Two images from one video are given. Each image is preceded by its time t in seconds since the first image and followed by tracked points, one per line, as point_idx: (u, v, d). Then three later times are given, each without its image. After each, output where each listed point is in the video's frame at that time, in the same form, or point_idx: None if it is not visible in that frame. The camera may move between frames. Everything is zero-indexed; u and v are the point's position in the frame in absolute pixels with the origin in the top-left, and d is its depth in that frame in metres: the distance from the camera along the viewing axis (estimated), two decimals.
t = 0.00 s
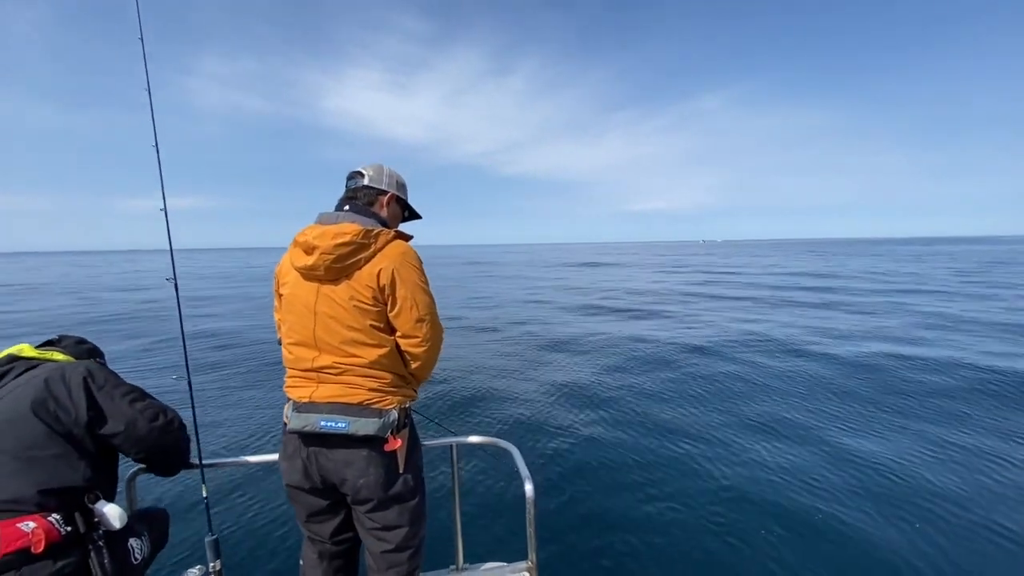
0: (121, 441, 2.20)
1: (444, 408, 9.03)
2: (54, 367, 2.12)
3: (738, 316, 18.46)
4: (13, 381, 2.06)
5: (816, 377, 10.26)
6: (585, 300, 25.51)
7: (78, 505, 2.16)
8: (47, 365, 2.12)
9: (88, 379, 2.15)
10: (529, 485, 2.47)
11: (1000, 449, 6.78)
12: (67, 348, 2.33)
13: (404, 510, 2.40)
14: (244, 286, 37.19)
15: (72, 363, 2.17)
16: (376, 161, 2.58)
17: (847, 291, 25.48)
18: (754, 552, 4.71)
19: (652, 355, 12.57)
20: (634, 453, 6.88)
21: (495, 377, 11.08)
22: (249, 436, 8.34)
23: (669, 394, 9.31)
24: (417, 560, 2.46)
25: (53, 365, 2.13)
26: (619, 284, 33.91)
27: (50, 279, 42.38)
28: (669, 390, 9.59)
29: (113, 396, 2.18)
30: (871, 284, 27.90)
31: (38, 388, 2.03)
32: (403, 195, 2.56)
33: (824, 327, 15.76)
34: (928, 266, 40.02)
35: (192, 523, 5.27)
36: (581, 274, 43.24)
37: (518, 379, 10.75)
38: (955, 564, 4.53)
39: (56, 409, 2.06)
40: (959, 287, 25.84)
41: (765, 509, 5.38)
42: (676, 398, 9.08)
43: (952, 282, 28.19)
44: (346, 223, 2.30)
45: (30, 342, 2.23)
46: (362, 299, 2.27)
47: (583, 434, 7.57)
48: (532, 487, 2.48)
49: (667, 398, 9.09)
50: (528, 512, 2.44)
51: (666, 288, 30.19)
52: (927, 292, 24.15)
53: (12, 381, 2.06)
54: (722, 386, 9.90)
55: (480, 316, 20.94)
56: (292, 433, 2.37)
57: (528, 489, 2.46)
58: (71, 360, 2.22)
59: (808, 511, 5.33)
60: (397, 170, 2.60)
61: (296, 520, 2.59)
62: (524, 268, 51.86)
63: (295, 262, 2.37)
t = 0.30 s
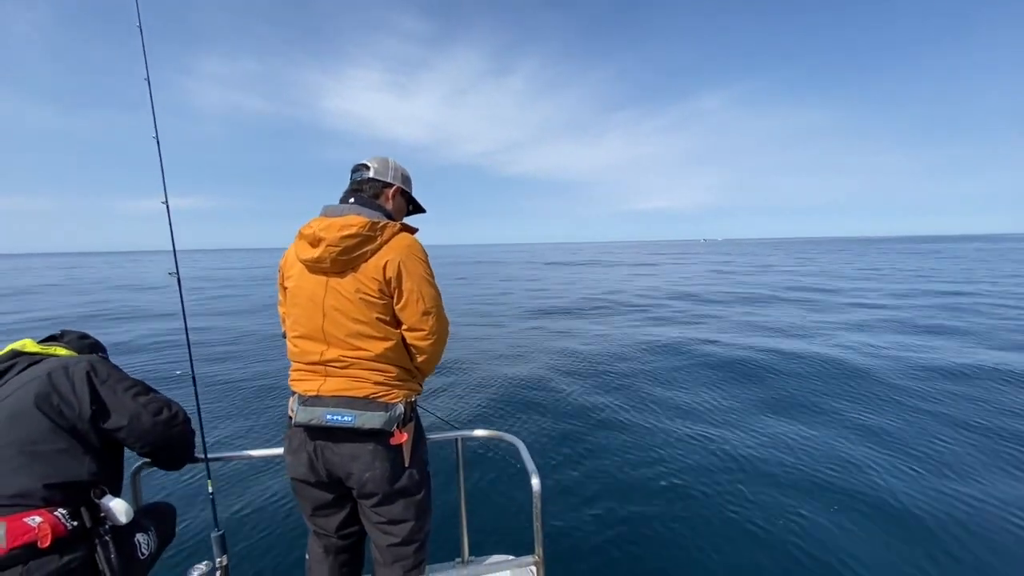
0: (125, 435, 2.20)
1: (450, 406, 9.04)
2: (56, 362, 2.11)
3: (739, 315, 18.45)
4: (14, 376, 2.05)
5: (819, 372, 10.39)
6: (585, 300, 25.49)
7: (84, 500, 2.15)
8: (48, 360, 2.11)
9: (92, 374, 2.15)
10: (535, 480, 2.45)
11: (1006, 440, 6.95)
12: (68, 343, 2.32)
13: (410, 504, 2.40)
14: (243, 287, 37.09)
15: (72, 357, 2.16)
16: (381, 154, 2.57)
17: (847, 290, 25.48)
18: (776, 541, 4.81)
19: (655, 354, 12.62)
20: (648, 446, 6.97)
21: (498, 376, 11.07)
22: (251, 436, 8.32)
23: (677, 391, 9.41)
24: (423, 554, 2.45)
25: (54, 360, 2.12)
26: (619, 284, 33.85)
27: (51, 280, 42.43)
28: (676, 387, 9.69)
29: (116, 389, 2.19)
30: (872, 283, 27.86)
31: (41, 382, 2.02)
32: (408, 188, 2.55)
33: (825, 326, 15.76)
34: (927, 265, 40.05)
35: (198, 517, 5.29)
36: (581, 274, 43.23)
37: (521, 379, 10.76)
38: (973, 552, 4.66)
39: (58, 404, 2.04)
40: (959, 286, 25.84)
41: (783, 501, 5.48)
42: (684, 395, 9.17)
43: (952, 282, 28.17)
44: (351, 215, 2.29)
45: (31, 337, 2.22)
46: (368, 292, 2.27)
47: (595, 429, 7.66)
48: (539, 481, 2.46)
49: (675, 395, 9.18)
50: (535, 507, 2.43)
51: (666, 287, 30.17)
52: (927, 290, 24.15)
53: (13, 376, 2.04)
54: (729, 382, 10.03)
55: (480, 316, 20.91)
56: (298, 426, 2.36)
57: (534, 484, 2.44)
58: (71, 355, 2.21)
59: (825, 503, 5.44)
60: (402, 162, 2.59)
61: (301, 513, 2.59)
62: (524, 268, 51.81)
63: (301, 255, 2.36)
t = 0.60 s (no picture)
0: (129, 426, 2.19)
1: (456, 405, 9.08)
2: (58, 352, 2.10)
3: (739, 312, 18.44)
4: (16, 367, 2.04)
5: (822, 366, 10.53)
6: (586, 298, 25.48)
7: (88, 491, 2.14)
8: (50, 350, 2.10)
9: (94, 365, 2.14)
10: (541, 469, 2.44)
11: (1016, 428, 7.15)
12: (69, 334, 2.30)
13: (415, 494, 2.39)
14: (243, 288, 37.07)
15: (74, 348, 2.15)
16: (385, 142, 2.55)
17: (847, 287, 25.46)
18: (800, 527, 4.93)
19: (657, 351, 12.67)
20: (669, 439, 7.08)
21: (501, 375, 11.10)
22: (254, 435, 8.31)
23: (684, 386, 9.53)
24: (428, 543, 2.45)
25: (56, 350, 2.11)
26: (619, 282, 33.81)
27: (54, 281, 42.50)
28: (683, 382, 9.81)
29: (119, 381, 2.17)
30: (872, 281, 27.83)
31: (43, 372, 2.01)
32: (412, 177, 2.55)
33: (826, 322, 15.75)
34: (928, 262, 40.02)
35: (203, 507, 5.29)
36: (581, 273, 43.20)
37: (525, 378, 10.79)
38: (997, 534, 4.82)
39: (61, 395, 2.04)
40: (960, 283, 25.81)
41: (809, 489, 5.61)
42: (692, 390, 9.29)
43: (952, 279, 28.13)
44: (355, 203, 2.28)
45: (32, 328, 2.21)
46: (373, 280, 2.26)
47: (608, 423, 7.76)
48: (544, 470, 2.45)
49: (682, 390, 9.30)
50: (540, 496, 2.42)
51: (667, 286, 30.14)
52: (928, 287, 24.13)
53: (15, 367, 2.03)
54: (734, 375, 10.15)
55: (481, 315, 20.91)
56: (302, 417, 2.35)
57: (540, 473, 2.43)
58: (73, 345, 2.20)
59: (840, 491, 5.56)
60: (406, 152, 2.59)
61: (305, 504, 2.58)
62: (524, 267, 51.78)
63: (304, 243, 2.35)
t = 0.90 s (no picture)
0: (130, 417, 2.19)
1: (459, 400, 9.12)
2: (59, 342, 2.10)
3: (740, 309, 18.41)
4: (16, 357, 2.04)
5: (823, 363, 10.64)
6: (586, 295, 25.46)
7: (90, 481, 2.14)
8: (50, 341, 2.10)
9: (96, 355, 2.14)
10: (543, 458, 2.44)
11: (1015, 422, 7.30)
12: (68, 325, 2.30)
13: (417, 484, 2.39)
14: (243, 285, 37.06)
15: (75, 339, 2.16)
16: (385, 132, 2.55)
17: (848, 284, 25.41)
18: (807, 519, 5.04)
19: (658, 346, 12.70)
20: (688, 433, 7.25)
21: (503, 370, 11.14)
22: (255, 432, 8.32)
23: (689, 381, 9.64)
24: (429, 533, 2.45)
25: (57, 340, 2.11)
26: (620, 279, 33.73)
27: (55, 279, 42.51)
28: (686, 377, 9.94)
29: (120, 371, 2.18)
30: (873, 278, 27.79)
31: (44, 362, 2.02)
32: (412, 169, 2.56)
33: (826, 319, 15.75)
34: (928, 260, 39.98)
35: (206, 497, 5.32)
36: (582, 271, 43.14)
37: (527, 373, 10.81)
38: (1016, 517, 5.05)
39: (62, 385, 2.04)
40: (960, 280, 25.76)
41: (832, 479, 5.82)
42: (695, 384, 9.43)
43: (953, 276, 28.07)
44: (355, 192, 2.27)
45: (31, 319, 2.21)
46: (374, 270, 2.25)
47: (615, 418, 7.84)
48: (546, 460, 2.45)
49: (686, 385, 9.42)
50: (542, 486, 2.42)
51: (667, 283, 30.09)
52: (928, 285, 24.07)
53: (15, 357, 2.03)
54: (738, 370, 10.24)
55: (481, 311, 20.90)
56: (303, 409, 2.35)
57: (542, 462, 2.43)
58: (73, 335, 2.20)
59: (847, 485, 5.68)
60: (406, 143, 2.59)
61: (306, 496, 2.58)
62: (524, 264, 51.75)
63: (304, 233, 2.34)
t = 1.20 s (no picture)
0: (127, 414, 2.19)
1: (458, 393, 9.15)
2: (55, 339, 2.10)
3: (739, 307, 18.41)
4: (12, 354, 2.04)
5: (822, 356, 10.68)
6: (585, 293, 25.44)
7: (86, 479, 2.14)
8: (46, 338, 2.10)
9: (91, 353, 2.13)
10: (540, 458, 2.44)
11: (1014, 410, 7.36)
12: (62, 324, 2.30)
13: (413, 485, 2.39)
14: (242, 283, 37.01)
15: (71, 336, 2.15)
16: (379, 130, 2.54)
17: (847, 282, 25.40)
18: (815, 503, 5.03)
19: (657, 342, 12.73)
20: (691, 420, 7.24)
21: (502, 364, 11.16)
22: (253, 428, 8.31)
23: (689, 371, 9.65)
24: (425, 533, 2.46)
25: (53, 337, 2.11)
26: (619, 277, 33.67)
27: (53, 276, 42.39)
28: (687, 368, 9.94)
29: (117, 368, 2.17)
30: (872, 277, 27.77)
31: (39, 359, 2.01)
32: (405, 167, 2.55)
33: (824, 316, 15.76)
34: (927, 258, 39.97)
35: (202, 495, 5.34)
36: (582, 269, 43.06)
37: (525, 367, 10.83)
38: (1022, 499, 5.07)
39: (58, 383, 2.04)
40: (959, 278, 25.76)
41: (844, 463, 5.83)
42: (696, 374, 9.43)
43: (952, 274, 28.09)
44: (349, 191, 2.26)
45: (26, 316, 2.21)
46: (369, 271, 2.24)
47: (616, 407, 7.84)
48: (543, 460, 2.45)
49: (687, 375, 9.42)
50: (539, 485, 2.42)
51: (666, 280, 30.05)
52: (928, 283, 24.06)
53: (11, 354, 2.03)
54: (738, 363, 10.25)
55: (481, 309, 20.90)
56: (298, 411, 2.34)
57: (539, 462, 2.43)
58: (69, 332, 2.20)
59: (852, 469, 5.68)
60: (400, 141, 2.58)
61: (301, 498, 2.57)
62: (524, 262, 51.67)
63: (297, 233, 2.32)
